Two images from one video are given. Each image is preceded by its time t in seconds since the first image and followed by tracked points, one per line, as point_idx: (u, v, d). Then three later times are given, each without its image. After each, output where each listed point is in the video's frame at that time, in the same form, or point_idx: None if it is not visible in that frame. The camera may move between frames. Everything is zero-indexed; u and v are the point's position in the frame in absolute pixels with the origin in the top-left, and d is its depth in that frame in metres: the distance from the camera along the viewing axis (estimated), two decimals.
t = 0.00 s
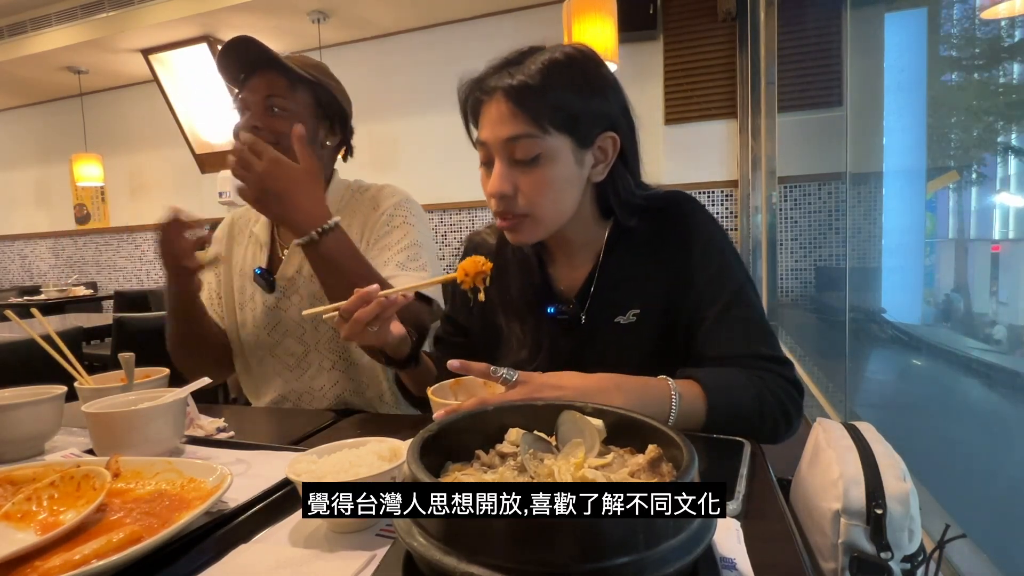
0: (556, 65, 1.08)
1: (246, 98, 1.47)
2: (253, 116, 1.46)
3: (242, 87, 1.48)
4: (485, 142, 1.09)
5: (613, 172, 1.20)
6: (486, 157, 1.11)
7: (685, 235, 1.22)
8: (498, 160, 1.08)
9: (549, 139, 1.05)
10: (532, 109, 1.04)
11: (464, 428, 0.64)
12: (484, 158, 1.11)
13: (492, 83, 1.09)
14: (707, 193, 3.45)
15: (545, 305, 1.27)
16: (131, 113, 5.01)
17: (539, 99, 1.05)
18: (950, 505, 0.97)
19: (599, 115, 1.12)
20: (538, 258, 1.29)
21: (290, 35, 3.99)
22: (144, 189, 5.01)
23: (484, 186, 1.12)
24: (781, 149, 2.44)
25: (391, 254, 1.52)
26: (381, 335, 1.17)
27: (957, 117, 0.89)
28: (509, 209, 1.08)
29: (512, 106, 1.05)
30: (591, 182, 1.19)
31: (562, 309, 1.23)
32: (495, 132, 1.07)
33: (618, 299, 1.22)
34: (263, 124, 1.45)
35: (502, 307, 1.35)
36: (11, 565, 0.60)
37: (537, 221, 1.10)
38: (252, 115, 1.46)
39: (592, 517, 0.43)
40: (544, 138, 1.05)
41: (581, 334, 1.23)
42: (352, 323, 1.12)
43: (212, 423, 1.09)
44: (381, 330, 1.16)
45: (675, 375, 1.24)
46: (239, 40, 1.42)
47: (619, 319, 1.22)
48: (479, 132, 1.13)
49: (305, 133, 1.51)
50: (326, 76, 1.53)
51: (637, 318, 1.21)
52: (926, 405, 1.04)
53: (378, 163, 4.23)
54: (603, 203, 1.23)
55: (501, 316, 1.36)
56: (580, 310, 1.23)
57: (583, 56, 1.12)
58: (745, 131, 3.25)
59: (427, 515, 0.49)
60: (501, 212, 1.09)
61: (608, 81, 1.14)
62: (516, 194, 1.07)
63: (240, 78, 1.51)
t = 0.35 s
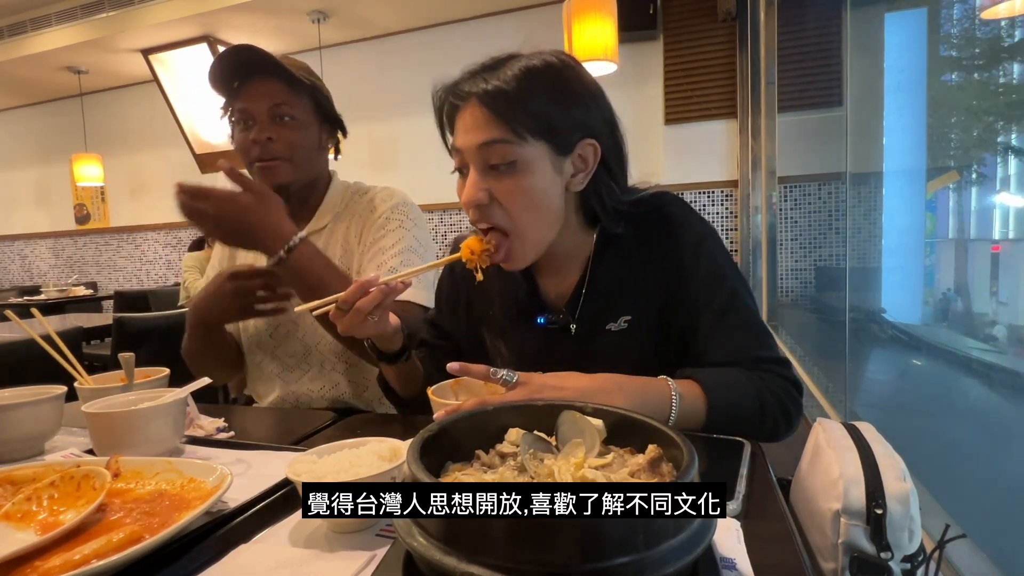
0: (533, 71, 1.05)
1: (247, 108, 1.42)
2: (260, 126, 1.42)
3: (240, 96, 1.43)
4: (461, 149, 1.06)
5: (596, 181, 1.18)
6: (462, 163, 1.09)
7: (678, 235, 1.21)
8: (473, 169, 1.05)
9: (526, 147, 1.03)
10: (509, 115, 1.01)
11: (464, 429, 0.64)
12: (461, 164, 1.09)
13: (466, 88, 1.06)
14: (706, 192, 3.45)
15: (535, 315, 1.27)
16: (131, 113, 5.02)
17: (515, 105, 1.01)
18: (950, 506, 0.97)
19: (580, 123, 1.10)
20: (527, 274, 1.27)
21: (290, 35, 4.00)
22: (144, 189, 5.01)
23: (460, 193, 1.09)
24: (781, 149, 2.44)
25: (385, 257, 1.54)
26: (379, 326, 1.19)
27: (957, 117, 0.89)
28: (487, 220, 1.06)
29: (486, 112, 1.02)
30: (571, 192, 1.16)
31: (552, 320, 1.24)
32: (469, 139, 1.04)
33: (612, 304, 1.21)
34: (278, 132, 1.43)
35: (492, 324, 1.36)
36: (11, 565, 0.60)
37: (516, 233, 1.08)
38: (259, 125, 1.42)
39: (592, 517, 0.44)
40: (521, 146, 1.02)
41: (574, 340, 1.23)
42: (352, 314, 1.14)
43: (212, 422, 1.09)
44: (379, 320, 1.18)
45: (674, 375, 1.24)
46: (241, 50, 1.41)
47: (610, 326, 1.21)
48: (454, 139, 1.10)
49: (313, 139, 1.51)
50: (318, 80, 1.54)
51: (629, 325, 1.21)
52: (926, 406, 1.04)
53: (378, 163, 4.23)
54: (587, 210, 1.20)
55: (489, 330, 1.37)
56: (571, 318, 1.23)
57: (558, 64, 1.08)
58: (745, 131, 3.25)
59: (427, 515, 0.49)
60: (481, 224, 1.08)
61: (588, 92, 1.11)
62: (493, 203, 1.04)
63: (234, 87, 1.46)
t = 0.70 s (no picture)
0: (521, 79, 1.06)
1: (242, 118, 1.45)
2: (254, 137, 1.46)
3: (235, 105, 1.47)
4: (446, 160, 1.06)
5: (585, 188, 1.17)
6: (448, 173, 1.08)
7: (671, 235, 1.21)
8: (460, 179, 1.04)
9: (510, 157, 1.02)
10: (493, 124, 1.01)
11: (464, 429, 0.64)
12: (447, 174, 1.08)
13: (452, 98, 1.07)
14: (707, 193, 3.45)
15: (529, 321, 1.26)
16: (131, 113, 5.02)
17: (499, 115, 1.01)
18: (950, 506, 0.97)
19: (569, 130, 1.09)
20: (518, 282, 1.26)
21: (290, 35, 3.99)
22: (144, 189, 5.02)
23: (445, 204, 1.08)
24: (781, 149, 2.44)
25: (374, 244, 1.53)
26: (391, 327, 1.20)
27: (957, 117, 0.89)
28: (474, 230, 1.05)
29: (472, 120, 1.02)
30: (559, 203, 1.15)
31: (547, 326, 1.23)
32: (455, 150, 1.04)
33: (608, 308, 1.21)
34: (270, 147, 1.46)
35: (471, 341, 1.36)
36: (11, 564, 0.60)
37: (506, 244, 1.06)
38: (253, 137, 1.46)
39: (592, 517, 0.44)
40: (507, 156, 1.02)
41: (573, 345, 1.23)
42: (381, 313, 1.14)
43: (212, 422, 1.09)
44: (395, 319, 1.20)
45: (674, 376, 1.24)
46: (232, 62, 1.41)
47: (606, 330, 1.21)
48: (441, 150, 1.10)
49: (308, 148, 1.53)
50: (314, 83, 1.52)
51: (625, 328, 1.20)
52: (926, 406, 1.04)
53: (378, 163, 4.23)
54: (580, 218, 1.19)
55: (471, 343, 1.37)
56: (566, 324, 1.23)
57: (546, 72, 1.08)
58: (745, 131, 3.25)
59: (427, 515, 0.49)
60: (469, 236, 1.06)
61: (579, 100, 1.12)
62: (479, 214, 1.03)
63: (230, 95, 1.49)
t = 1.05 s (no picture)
0: (518, 81, 1.05)
1: (238, 112, 1.44)
2: (249, 131, 1.45)
3: (232, 99, 1.47)
4: (448, 167, 1.03)
5: (588, 185, 1.16)
6: (451, 181, 1.05)
7: (670, 233, 1.21)
8: (462, 187, 1.02)
9: (513, 161, 1.00)
10: (495, 127, 0.99)
11: (463, 430, 0.64)
12: (449, 181, 1.05)
13: (451, 105, 1.05)
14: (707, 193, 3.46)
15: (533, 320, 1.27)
16: (131, 113, 5.02)
17: (499, 119, 1.00)
18: (949, 506, 0.97)
19: (567, 129, 1.08)
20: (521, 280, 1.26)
21: (290, 35, 4.00)
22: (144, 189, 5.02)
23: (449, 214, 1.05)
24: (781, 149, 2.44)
25: (374, 251, 1.53)
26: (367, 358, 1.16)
27: (957, 117, 0.89)
28: (478, 238, 1.02)
29: (473, 125, 1.00)
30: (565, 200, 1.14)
31: (551, 324, 1.24)
32: (456, 156, 1.01)
33: (609, 306, 1.21)
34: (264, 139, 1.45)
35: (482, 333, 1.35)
36: (11, 565, 0.59)
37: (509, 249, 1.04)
38: (248, 130, 1.45)
39: (592, 516, 0.43)
40: (509, 160, 0.99)
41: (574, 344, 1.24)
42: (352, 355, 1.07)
43: (212, 422, 1.09)
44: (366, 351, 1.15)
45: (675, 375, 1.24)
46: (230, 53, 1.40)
47: (609, 328, 1.22)
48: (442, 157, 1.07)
49: (303, 144, 1.52)
50: (312, 81, 1.54)
51: (627, 327, 1.21)
52: (925, 406, 1.04)
53: (378, 163, 4.23)
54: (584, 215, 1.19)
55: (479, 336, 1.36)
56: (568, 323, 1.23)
57: (540, 75, 1.07)
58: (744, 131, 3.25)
59: (427, 515, 0.49)
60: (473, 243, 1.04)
61: (575, 98, 1.11)
62: (485, 221, 1.01)
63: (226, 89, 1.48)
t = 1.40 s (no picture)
0: (536, 71, 1.06)
1: (239, 112, 1.45)
2: (251, 130, 1.46)
3: (233, 99, 1.47)
4: (465, 151, 1.05)
5: (598, 177, 1.18)
6: (467, 164, 1.08)
7: (673, 232, 1.21)
8: (478, 169, 1.04)
9: (528, 146, 1.02)
10: (513, 114, 1.01)
11: (463, 430, 0.64)
12: (465, 165, 1.08)
13: (469, 90, 1.06)
14: (707, 193, 3.46)
15: (538, 309, 1.27)
16: (131, 113, 5.02)
17: (516, 107, 1.01)
18: (950, 506, 0.97)
19: (581, 118, 1.10)
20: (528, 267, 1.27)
21: (290, 35, 4.00)
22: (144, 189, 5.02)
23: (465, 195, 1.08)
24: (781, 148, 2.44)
25: (380, 260, 1.54)
26: (341, 381, 1.09)
27: (957, 117, 0.89)
28: (491, 221, 1.05)
29: (493, 111, 1.02)
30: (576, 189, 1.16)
31: (555, 314, 1.24)
32: (473, 139, 1.03)
33: (615, 300, 1.21)
34: (265, 140, 1.46)
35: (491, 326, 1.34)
36: (11, 565, 0.60)
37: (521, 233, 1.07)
38: (250, 130, 1.46)
39: (592, 516, 0.44)
40: (524, 146, 1.02)
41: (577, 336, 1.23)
42: (307, 372, 1.02)
43: (212, 422, 1.09)
44: (339, 373, 1.07)
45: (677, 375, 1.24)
46: (231, 54, 1.40)
47: (613, 321, 1.21)
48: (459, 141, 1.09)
49: (304, 143, 1.52)
50: (314, 80, 1.54)
51: (632, 321, 1.21)
52: (925, 405, 1.04)
53: (378, 163, 4.23)
54: (593, 208, 1.20)
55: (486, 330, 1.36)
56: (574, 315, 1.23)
57: (556, 65, 1.08)
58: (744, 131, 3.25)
59: (427, 515, 0.49)
60: (485, 225, 1.07)
61: (591, 92, 1.13)
62: (498, 205, 1.04)
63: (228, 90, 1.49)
